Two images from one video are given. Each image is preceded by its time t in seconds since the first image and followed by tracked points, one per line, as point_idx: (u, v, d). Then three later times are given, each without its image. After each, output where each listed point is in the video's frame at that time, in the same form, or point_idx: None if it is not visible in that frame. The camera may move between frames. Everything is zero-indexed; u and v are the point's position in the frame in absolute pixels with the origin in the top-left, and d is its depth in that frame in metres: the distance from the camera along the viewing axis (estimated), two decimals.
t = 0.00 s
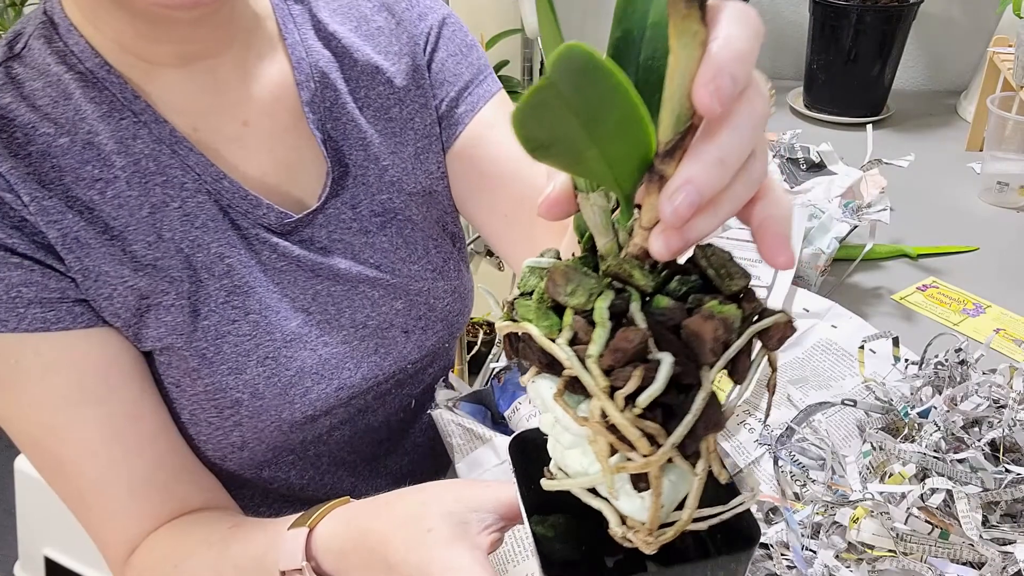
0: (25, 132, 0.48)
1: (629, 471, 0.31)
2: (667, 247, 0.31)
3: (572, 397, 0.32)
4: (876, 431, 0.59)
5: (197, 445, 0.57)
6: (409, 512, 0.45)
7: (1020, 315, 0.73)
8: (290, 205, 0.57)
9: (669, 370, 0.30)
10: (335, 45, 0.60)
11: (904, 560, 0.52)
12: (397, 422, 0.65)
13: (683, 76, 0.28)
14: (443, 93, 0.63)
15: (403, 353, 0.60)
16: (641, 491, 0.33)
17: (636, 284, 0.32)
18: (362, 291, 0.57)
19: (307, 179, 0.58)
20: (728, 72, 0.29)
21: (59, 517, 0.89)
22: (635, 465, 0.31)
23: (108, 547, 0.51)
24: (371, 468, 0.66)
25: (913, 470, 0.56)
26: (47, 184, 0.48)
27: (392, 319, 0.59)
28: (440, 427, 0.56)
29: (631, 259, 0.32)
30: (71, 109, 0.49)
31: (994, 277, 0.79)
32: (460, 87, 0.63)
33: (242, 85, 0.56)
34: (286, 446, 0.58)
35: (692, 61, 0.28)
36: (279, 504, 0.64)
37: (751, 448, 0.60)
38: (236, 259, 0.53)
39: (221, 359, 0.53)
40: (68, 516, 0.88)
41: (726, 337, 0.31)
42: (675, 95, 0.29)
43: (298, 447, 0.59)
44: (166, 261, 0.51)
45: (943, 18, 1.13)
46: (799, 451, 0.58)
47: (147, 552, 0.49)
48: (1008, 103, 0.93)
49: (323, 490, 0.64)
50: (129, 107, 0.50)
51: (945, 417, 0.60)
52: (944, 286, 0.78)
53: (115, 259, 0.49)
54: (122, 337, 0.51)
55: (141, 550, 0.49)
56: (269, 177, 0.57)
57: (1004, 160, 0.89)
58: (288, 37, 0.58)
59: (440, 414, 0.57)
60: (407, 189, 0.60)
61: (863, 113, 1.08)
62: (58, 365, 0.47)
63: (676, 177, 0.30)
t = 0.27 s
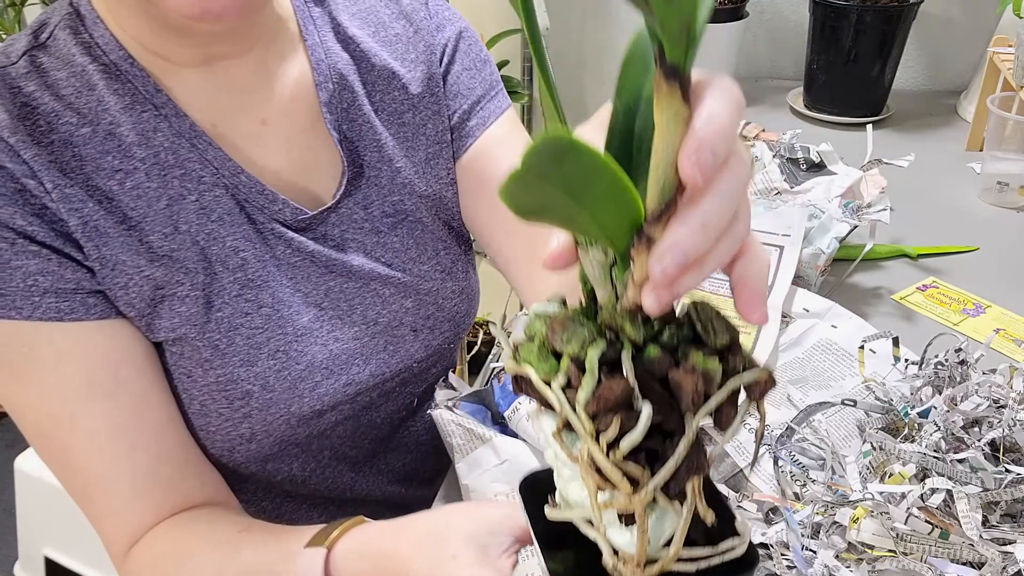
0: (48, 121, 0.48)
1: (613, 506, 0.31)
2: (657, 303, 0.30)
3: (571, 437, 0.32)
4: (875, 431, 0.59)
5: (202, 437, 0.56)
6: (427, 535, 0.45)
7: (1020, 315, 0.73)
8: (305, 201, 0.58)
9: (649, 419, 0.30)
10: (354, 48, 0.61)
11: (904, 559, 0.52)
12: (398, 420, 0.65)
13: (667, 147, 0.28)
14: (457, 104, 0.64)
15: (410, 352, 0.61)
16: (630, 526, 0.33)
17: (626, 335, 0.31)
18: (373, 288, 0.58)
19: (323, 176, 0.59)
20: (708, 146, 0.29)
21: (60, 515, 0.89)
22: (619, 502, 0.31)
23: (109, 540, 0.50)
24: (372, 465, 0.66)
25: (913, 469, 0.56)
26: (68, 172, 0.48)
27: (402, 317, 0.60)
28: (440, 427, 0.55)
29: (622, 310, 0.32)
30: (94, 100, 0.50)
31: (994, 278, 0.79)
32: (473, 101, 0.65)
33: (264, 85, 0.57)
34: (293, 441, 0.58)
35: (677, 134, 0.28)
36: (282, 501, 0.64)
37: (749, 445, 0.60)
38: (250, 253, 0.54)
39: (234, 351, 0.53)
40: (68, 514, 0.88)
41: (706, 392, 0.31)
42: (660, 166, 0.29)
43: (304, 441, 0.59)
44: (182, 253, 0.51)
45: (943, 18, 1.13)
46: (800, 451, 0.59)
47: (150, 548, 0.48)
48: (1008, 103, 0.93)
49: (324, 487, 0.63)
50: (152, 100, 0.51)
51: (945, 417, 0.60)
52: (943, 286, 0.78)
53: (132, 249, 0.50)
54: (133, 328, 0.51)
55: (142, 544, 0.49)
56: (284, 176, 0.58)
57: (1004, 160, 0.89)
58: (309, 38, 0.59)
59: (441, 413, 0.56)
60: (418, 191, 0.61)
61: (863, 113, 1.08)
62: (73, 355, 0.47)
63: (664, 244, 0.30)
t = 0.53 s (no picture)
0: (67, 113, 0.49)
1: None
2: (677, 402, 0.28)
3: (586, 516, 0.29)
4: (874, 431, 0.59)
5: (209, 430, 0.56)
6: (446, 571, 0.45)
7: (1019, 315, 0.74)
8: (316, 196, 0.59)
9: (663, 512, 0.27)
10: (365, 50, 0.62)
11: (903, 558, 0.52)
12: (404, 417, 0.65)
13: (693, 257, 0.26)
14: (464, 113, 0.65)
15: (418, 347, 0.61)
16: None
17: (646, 425, 0.28)
18: (383, 285, 0.59)
19: (334, 172, 0.60)
20: (735, 256, 0.27)
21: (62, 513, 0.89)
22: None
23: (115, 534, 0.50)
24: (375, 462, 0.66)
25: (911, 469, 0.56)
26: (86, 164, 0.49)
27: (410, 313, 0.60)
28: (440, 427, 0.56)
29: (641, 398, 0.29)
30: (113, 94, 0.50)
31: (992, 278, 0.79)
32: (480, 111, 0.66)
33: (279, 84, 0.58)
34: (301, 433, 0.58)
35: (705, 245, 0.26)
36: (285, 496, 0.64)
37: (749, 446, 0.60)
38: (262, 247, 0.54)
39: (246, 343, 0.54)
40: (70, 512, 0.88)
41: (719, 489, 0.28)
42: (684, 275, 0.27)
43: (312, 435, 0.59)
44: (195, 245, 0.52)
45: (942, 19, 1.13)
46: (799, 451, 0.58)
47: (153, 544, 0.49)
48: (1006, 103, 0.94)
49: (327, 481, 0.64)
50: (169, 95, 0.52)
51: (943, 416, 0.60)
52: (942, 287, 0.78)
53: (147, 240, 0.51)
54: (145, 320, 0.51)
55: (150, 539, 0.49)
56: (294, 173, 0.59)
57: (1003, 160, 0.89)
58: (322, 39, 0.61)
59: (441, 414, 0.57)
60: (426, 190, 0.62)
61: (863, 113, 1.08)
62: (87, 348, 0.47)
63: (686, 343, 0.28)
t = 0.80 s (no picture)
0: (77, 108, 0.49)
1: None
2: (696, 470, 0.31)
3: (596, 575, 0.32)
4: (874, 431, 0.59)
5: (212, 426, 0.56)
6: None
7: (1018, 315, 0.74)
8: (321, 193, 0.59)
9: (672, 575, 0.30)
10: (371, 51, 0.63)
11: (903, 559, 0.52)
12: (406, 416, 0.65)
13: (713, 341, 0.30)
14: (468, 117, 0.66)
15: (421, 344, 0.61)
16: None
17: (661, 492, 0.32)
18: (387, 282, 0.59)
19: (338, 170, 0.60)
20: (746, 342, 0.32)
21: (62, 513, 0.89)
22: None
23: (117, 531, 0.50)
24: (377, 460, 0.66)
25: (911, 469, 0.56)
26: (95, 158, 0.49)
27: (414, 311, 0.60)
28: (439, 430, 0.56)
29: (659, 467, 0.32)
30: (122, 90, 0.50)
31: (992, 278, 0.79)
32: (483, 116, 0.67)
33: (287, 83, 0.58)
34: (305, 429, 0.58)
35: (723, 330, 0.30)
36: (287, 494, 0.64)
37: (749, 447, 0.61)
38: (268, 243, 0.54)
39: (251, 338, 0.54)
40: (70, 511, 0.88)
41: (728, 557, 0.31)
42: (705, 353, 0.31)
43: (315, 431, 0.59)
44: (202, 240, 0.52)
45: (942, 18, 1.13)
46: (799, 451, 0.59)
47: (157, 541, 0.49)
48: (1007, 103, 0.93)
49: (328, 479, 0.64)
50: (178, 92, 0.52)
51: (943, 416, 0.59)
52: (942, 287, 0.78)
53: (155, 235, 0.51)
54: (149, 315, 0.51)
55: (153, 536, 0.49)
56: (300, 169, 0.59)
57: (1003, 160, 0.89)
58: (329, 39, 0.61)
59: (440, 417, 0.57)
60: (430, 189, 0.62)
61: (863, 113, 1.08)
62: (95, 343, 0.47)
63: (705, 417, 0.31)
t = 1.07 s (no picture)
0: (81, 107, 0.49)
1: None
2: (707, 484, 0.33)
3: None
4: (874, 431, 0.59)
5: (215, 424, 0.56)
6: None
7: (1018, 315, 0.74)
8: (324, 191, 0.59)
9: None
10: (374, 50, 0.63)
11: (903, 559, 0.52)
12: (408, 415, 0.65)
13: (729, 366, 0.31)
14: (471, 116, 0.66)
15: (423, 343, 0.61)
16: None
17: (671, 505, 0.34)
18: (389, 280, 0.59)
19: (340, 169, 0.60)
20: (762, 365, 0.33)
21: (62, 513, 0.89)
22: None
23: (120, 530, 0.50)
24: (378, 459, 0.66)
25: (911, 469, 0.56)
26: (99, 157, 0.49)
27: (416, 310, 0.60)
28: (440, 427, 0.56)
29: (671, 480, 0.34)
30: (126, 88, 0.51)
31: (992, 278, 0.79)
32: (486, 113, 0.66)
33: (290, 82, 0.58)
34: (307, 427, 0.58)
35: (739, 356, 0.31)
36: (289, 493, 0.64)
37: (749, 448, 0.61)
38: (271, 241, 0.54)
39: (254, 336, 0.54)
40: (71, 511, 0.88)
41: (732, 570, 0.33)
42: (721, 371, 0.32)
43: (317, 429, 0.59)
44: (206, 239, 0.52)
45: (942, 18, 1.13)
46: (799, 451, 0.59)
47: (159, 541, 0.49)
48: (1007, 103, 0.93)
49: (329, 479, 0.64)
50: (181, 91, 0.52)
51: (943, 416, 0.59)
52: (942, 287, 0.78)
53: (158, 233, 0.51)
54: (152, 314, 0.51)
55: (156, 535, 0.49)
56: (303, 168, 0.59)
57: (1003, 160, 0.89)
58: (332, 38, 0.61)
59: (440, 414, 0.57)
60: (433, 188, 0.62)
61: (864, 113, 1.08)
62: (99, 341, 0.47)
63: (718, 432, 0.33)
